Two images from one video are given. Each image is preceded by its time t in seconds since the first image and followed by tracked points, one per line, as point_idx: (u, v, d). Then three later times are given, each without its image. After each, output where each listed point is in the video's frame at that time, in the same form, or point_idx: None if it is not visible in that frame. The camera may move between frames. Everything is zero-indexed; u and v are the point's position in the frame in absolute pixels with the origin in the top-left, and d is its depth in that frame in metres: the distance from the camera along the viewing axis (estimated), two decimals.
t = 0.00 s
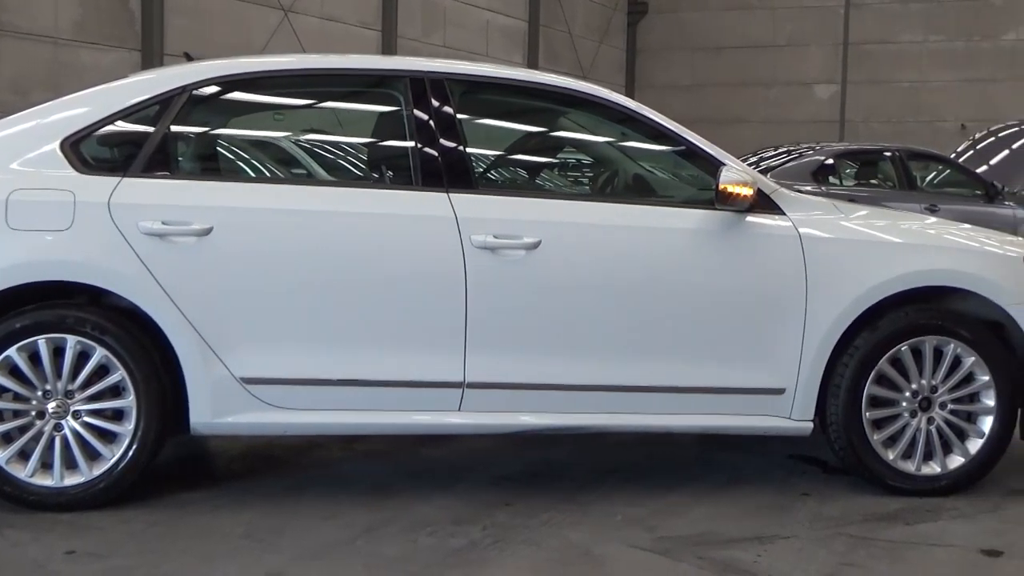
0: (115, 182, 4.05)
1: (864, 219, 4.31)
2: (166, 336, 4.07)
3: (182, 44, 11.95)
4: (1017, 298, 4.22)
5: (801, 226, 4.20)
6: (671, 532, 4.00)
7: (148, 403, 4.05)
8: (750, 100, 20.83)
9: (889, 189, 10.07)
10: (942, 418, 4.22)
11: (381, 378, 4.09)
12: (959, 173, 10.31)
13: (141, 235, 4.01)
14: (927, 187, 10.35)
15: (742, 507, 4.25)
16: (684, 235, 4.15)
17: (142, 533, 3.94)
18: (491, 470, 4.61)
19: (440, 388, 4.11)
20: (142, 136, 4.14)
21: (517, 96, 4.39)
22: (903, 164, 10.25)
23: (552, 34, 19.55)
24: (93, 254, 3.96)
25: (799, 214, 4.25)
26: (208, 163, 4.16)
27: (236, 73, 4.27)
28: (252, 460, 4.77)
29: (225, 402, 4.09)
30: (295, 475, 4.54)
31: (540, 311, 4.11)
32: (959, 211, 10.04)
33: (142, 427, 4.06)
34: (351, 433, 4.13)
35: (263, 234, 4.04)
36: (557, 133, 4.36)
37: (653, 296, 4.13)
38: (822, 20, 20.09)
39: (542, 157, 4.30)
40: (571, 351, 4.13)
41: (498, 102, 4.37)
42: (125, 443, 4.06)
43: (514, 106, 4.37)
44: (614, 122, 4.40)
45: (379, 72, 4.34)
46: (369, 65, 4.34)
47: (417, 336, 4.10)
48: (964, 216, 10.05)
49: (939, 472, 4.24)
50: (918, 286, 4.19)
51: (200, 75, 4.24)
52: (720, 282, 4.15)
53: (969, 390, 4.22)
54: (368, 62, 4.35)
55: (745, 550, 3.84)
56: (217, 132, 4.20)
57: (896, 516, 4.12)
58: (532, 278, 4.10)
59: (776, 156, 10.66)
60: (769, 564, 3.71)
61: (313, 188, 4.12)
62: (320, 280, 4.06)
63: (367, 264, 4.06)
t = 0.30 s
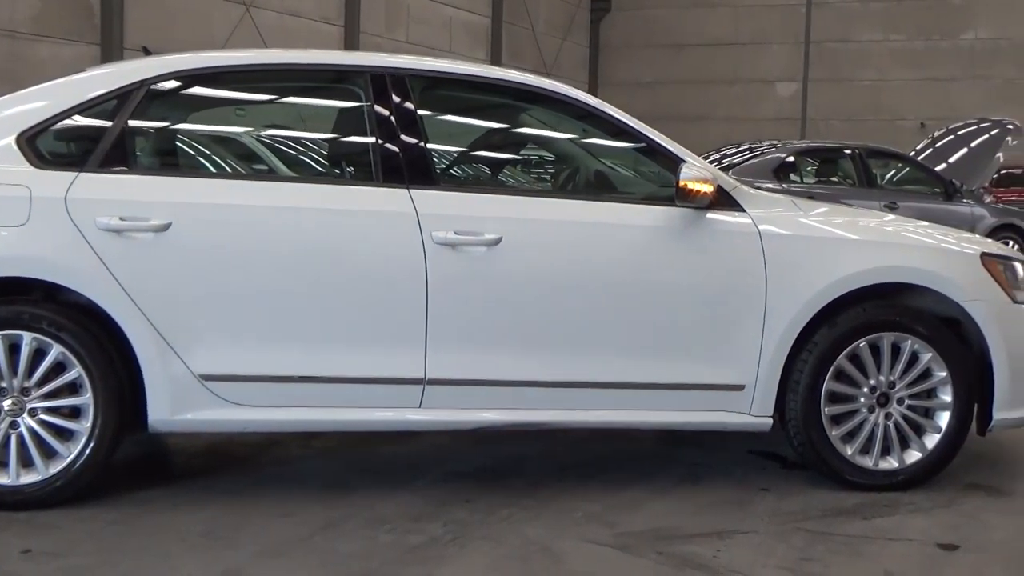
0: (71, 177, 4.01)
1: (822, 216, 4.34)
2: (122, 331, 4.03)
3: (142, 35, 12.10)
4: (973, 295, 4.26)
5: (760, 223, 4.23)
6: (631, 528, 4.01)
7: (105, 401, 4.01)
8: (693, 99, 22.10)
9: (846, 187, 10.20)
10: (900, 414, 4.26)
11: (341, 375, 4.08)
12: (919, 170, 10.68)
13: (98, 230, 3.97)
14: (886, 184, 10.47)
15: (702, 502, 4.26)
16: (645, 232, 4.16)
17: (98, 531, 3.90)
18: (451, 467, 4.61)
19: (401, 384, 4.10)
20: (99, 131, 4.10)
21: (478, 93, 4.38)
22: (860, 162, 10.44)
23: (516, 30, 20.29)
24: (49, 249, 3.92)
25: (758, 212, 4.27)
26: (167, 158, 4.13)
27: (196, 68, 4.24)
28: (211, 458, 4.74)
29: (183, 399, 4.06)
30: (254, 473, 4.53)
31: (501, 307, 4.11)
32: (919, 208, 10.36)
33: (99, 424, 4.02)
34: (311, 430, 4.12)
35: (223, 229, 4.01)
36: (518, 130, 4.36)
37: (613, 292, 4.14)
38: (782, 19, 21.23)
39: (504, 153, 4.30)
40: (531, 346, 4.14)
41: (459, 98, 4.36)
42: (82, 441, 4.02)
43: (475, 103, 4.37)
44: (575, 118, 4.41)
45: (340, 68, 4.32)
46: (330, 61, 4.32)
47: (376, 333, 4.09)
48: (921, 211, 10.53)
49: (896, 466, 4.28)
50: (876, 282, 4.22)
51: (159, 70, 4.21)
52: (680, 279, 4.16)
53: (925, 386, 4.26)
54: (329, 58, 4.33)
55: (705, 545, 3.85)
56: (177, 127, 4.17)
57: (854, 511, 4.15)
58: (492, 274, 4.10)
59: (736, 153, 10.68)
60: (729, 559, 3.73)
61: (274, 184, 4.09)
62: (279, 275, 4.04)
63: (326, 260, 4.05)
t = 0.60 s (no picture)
0: (34, 173, 3.98)
1: (788, 213, 4.35)
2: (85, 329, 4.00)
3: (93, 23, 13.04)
4: (937, 292, 4.29)
5: (726, 220, 4.25)
6: (597, 525, 4.02)
7: (68, 399, 3.99)
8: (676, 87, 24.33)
9: (812, 185, 10.22)
10: (864, 410, 4.29)
11: (307, 372, 4.07)
12: (885, 170, 10.76)
13: (61, 228, 3.94)
14: (851, 180, 10.48)
15: (668, 499, 4.28)
16: (611, 230, 4.17)
17: (61, 532, 3.87)
18: (418, 464, 4.62)
19: (367, 382, 4.10)
20: (61, 128, 4.07)
21: (445, 89, 4.37)
22: (827, 161, 10.44)
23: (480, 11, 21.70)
24: (11, 247, 3.88)
25: (724, 209, 4.29)
26: (131, 155, 4.09)
27: (160, 64, 4.20)
28: (177, 457, 4.72)
29: (147, 398, 4.03)
30: (220, 472, 4.51)
31: (466, 305, 4.11)
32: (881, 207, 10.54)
33: (62, 423, 4.00)
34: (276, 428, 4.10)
35: (188, 228, 3.99)
36: (485, 127, 4.35)
37: (579, 289, 4.14)
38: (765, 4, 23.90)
39: (471, 151, 4.29)
40: (497, 344, 4.14)
41: (425, 95, 4.35)
42: (44, 441, 4.00)
43: (441, 100, 4.36)
44: (542, 116, 4.40)
45: (306, 65, 4.30)
46: (295, 57, 4.30)
47: (342, 330, 4.08)
48: (889, 213, 10.65)
49: (860, 462, 4.30)
50: (841, 280, 4.25)
51: (123, 66, 4.17)
52: (646, 277, 4.17)
53: (889, 382, 4.29)
54: (295, 54, 4.31)
55: (671, 542, 3.86)
56: (141, 124, 4.14)
57: (819, 507, 4.18)
58: (458, 271, 4.10)
59: (704, 151, 10.67)
60: (695, 556, 3.74)
61: (239, 181, 4.07)
62: (243, 272, 4.02)
63: (292, 258, 4.03)
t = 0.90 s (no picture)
0: None
1: (754, 211, 4.37)
2: (48, 326, 3.97)
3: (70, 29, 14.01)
4: (901, 289, 4.31)
5: (692, 218, 4.26)
6: (564, 522, 4.03)
7: (31, 397, 3.97)
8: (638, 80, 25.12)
9: (780, 183, 10.25)
10: (829, 407, 4.31)
11: (272, 370, 4.05)
12: (849, 168, 10.98)
13: (23, 224, 3.90)
14: (816, 179, 10.68)
15: (635, 497, 4.29)
16: (578, 228, 4.17)
17: (23, 530, 3.84)
18: (385, 463, 4.62)
19: (334, 379, 4.08)
20: (24, 124, 4.04)
21: (411, 87, 4.37)
22: (794, 159, 10.53)
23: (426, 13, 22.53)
24: None
25: (691, 207, 4.30)
26: (95, 151, 4.06)
27: (125, 59, 4.17)
28: (142, 456, 4.70)
29: (111, 396, 4.01)
30: (186, 471, 4.50)
31: (432, 303, 4.11)
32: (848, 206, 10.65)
33: (25, 421, 3.98)
34: (241, 426, 4.09)
35: (153, 224, 3.97)
36: (452, 125, 4.35)
37: (545, 286, 4.15)
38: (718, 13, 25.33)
39: (440, 148, 4.28)
40: (464, 341, 4.13)
41: (392, 92, 4.34)
42: (6, 439, 3.98)
43: (408, 98, 4.35)
44: (509, 113, 4.40)
45: (272, 61, 4.27)
46: (262, 53, 4.28)
47: (308, 328, 4.07)
48: (855, 211, 10.74)
49: (825, 458, 4.34)
50: (806, 277, 4.27)
51: (88, 61, 4.14)
52: (613, 275, 4.18)
53: (854, 379, 4.31)
54: (261, 50, 4.29)
55: (637, 539, 3.87)
56: (106, 120, 4.11)
57: (784, 504, 4.20)
58: (425, 268, 4.09)
59: (671, 150, 10.63)
60: (661, 552, 3.75)
61: (204, 178, 4.05)
62: (210, 269, 4.00)
63: (258, 255, 4.02)
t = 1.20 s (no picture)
0: None
1: (719, 210, 4.39)
2: (9, 326, 3.93)
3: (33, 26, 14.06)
4: (865, 288, 4.35)
5: (658, 217, 4.27)
6: (530, 521, 4.03)
7: None
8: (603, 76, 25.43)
9: (746, 183, 10.41)
10: (793, 405, 4.34)
11: (236, 369, 4.03)
12: (814, 167, 11.03)
13: None
14: (785, 178, 10.75)
15: (600, 495, 4.30)
16: (544, 227, 4.18)
17: None
18: (350, 462, 4.63)
19: (298, 378, 4.07)
20: None
21: (378, 85, 4.35)
22: (760, 158, 10.65)
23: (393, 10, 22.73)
24: None
25: (656, 206, 4.32)
26: (59, 150, 4.03)
27: (89, 56, 4.13)
28: (106, 456, 4.67)
29: (74, 396, 3.99)
30: (150, 471, 4.48)
31: (397, 302, 4.10)
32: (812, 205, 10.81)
33: None
34: (205, 425, 4.07)
35: (116, 223, 3.94)
36: (419, 123, 4.34)
37: (511, 285, 4.15)
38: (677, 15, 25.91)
39: (406, 146, 4.28)
40: (429, 341, 4.13)
41: (358, 91, 4.33)
42: None
43: (374, 96, 4.34)
44: (475, 112, 4.40)
45: (237, 59, 4.25)
46: (227, 51, 4.25)
47: (273, 327, 4.05)
48: (821, 211, 10.91)
49: (790, 457, 4.37)
50: (771, 276, 4.29)
51: (50, 58, 4.10)
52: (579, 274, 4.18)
53: (818, 377, 4.34)
54: (227, 48, 4.26)
55: (603, 538, 3.88)
56: (70, 117, 4.07)
57: (749, 502, 4.22)
58: (390, 268, 4.09)
59: (637, 150, 10.68)
60: (626, 551, 3.76)
61: (169, 177, 4.02)
62: (173, 268, 3.98)
63: (222, 254, 3.99)
